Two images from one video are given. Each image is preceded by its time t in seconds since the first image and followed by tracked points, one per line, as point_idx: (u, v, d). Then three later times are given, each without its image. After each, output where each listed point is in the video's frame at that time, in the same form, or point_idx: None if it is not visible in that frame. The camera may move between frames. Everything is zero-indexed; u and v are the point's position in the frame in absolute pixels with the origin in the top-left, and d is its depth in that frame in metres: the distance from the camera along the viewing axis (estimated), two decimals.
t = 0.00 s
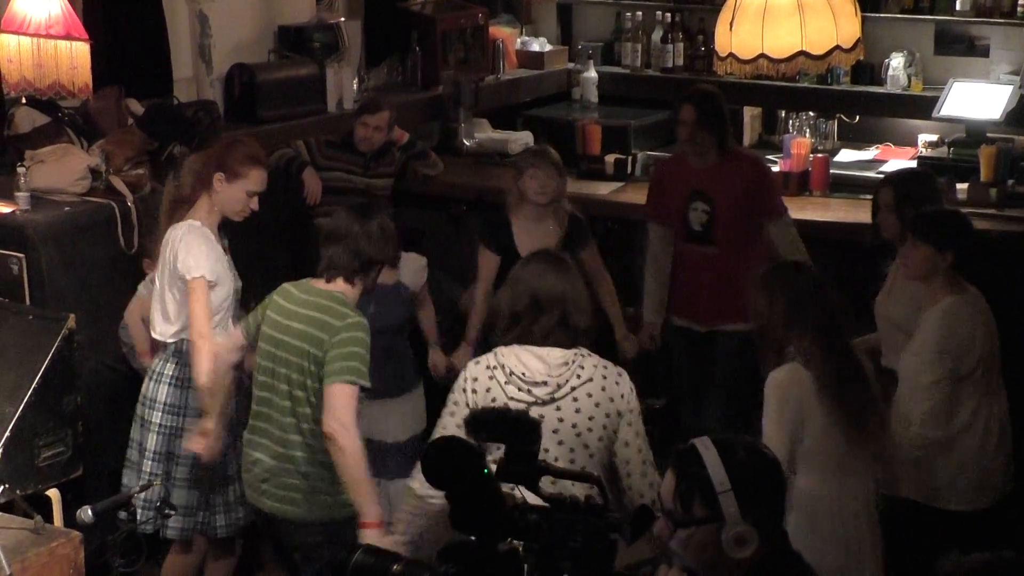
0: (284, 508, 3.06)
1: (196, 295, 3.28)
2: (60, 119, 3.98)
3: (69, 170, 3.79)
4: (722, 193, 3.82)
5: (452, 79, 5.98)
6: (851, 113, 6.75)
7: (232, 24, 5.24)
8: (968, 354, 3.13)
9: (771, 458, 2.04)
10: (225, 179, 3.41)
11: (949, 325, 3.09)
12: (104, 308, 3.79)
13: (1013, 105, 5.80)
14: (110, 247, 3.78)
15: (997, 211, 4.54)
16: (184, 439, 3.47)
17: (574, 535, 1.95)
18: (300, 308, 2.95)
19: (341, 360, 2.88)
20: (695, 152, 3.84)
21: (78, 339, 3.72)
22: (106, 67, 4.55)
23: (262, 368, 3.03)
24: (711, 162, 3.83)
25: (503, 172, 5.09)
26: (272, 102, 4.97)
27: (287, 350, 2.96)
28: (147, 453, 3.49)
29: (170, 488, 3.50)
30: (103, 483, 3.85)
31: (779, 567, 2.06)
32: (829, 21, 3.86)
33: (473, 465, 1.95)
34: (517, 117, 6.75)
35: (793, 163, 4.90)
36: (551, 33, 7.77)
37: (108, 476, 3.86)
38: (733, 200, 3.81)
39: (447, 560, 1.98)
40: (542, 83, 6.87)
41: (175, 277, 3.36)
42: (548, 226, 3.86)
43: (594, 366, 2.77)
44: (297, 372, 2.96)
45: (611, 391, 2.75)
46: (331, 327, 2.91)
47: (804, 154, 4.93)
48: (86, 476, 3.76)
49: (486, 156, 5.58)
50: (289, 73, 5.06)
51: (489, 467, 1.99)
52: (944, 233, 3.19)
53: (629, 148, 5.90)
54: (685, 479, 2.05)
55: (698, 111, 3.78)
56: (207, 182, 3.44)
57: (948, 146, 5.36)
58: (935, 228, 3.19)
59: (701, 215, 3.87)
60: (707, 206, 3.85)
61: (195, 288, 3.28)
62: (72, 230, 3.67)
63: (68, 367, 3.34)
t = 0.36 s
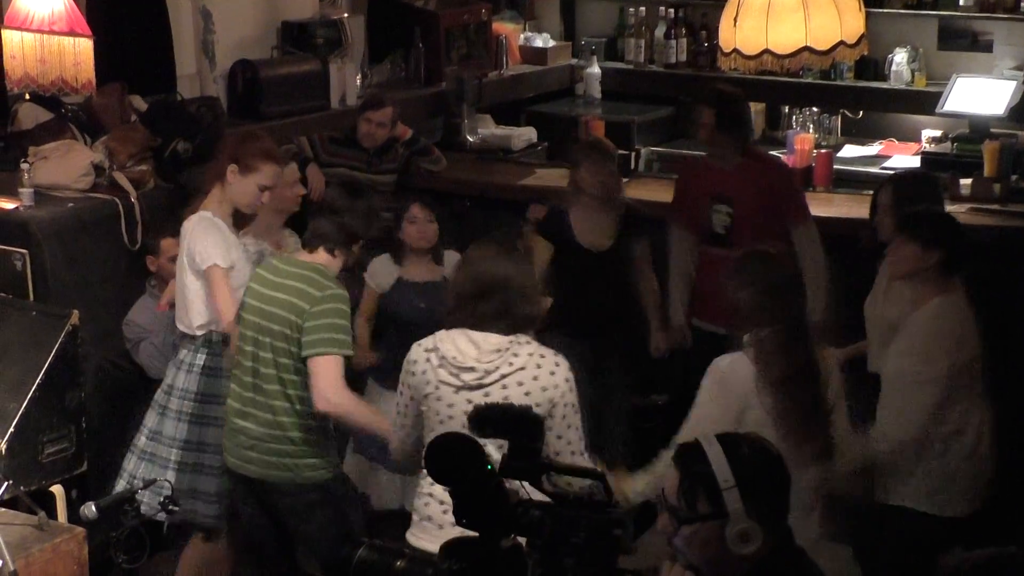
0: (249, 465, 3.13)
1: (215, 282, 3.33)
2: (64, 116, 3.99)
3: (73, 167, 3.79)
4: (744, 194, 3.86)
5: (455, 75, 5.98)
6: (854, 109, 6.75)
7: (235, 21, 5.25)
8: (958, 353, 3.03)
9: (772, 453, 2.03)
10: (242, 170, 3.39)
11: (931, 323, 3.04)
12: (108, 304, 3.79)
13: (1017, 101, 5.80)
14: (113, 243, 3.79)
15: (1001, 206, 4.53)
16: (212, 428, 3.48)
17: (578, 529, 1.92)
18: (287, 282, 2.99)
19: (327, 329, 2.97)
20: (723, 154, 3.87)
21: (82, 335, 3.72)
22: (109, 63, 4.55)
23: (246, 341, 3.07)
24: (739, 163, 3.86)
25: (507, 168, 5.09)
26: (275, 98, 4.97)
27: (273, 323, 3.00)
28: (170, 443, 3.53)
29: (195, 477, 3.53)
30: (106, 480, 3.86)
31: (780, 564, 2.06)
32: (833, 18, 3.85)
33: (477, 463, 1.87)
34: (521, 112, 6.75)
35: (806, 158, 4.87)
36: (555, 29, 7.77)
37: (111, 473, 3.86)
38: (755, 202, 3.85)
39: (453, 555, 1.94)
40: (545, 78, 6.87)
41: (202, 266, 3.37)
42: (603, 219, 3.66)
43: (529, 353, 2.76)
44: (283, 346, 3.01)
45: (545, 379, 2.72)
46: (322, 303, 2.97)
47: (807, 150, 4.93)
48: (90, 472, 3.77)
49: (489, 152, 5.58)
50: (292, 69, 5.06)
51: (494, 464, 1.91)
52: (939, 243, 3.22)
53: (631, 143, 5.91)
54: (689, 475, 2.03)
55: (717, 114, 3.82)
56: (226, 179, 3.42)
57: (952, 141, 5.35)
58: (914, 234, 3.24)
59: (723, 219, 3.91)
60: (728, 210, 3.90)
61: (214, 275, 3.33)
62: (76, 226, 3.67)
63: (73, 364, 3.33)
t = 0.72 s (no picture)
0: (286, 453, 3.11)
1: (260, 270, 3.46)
2: (66, 112, 3.99)
3: (75, 163, 3.79)
4: (779, 189, 3.75)
5: (457, 72, 5.98)
6: (856, 106, 6.75)
7: (237, 18, 5.25)
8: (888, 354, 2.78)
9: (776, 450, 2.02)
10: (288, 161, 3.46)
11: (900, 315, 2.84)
12: (110, 301, 3.80)
13: (1018, 98, 5.80)
14: (115, 239, 3.79)
15: (1003, 203, 4.53)
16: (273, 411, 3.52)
17: (580, 525, 1.90)
18: (295, 273, 2.97)
19: (333, 317, 2.93)
20: (762, 149, 3.73)
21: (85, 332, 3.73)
22: (111, 60, 4.55)
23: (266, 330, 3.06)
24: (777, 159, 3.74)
25: (509, 165, 5.10)
26: (277, 95, 4.98)
27: (286, 311, 2.98)
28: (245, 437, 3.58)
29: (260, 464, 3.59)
30: (109, 476, 3.86)
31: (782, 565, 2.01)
32: (836, 15, 3.86)
33: (477, 460, 1.86)
34: (522, 109, 6.75)
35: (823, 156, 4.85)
36: (556, 26, 7.78)
37: (114, 469, 3.86)
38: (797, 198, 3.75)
39: (455, 551, 1.92)
40: (548, 76, 6.88)
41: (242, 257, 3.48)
42: (640, 212, 3.51)
43: (488, 344, 2.68)
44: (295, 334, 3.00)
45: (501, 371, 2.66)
46: (331, 289, 2.93)
47: (810, 147, 4.93)
48: (93, 469, 3.77)
49: (491, 149, 5.59)
50: (294, 66, 5.06)
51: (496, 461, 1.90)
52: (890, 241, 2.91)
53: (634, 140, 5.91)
54: (690, 471, 2.00)
55: (757, 113, 3.66)
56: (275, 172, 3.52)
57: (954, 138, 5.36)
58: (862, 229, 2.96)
59: (762, 217, 3.77)
60: (768, 206, 3.76)
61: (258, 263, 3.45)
62: (78, 222, 3.67)
63: (75, 360, 3.33)
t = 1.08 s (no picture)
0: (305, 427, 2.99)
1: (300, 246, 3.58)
2: (67, 108, 3.98)
3: (76, 160, 3.79)
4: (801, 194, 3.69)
5: (458, 68, 5.98)
6: (858, 101, 6.74)
7: (238, 14, 5.24)
8: (818, 339, 2.78)
9: (778, 446, 2.00)
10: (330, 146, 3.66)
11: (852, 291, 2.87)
12: (112, 297, 3.80)
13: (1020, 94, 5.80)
14: (117, 236, 3.79)
15: (1004, 199, 4.53)
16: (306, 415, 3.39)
17: (582, 522, 1.88)
18: (308, 250, 2.97)
19: (333, 290, 2.87)
20: (788, 152, 3.69)
21: (86, 328, 3.73)
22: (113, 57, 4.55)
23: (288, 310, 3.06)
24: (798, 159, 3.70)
25: (512, 161, 5.10)
26: (279, 91, 4.97)
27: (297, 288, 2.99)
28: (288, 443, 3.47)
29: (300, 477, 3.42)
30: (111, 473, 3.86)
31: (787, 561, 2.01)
32: (838, 11, 3.85)
33: (476, 455, 1.89)
34: (523, 105, 6.75)
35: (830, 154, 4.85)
36: (557, 22, 7.77)
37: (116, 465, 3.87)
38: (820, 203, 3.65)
39: (456, 547, 1.94)
40: (549, 72, 6.88)
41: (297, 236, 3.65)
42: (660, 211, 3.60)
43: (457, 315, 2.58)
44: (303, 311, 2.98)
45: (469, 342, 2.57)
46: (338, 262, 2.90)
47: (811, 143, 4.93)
48: (95, 465, 3.77)
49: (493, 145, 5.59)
50: (295, 62, 5.05)
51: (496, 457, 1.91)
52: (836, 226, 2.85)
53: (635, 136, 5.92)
54: (693, 469, 2.01)
55: (778, 111, 3.65)
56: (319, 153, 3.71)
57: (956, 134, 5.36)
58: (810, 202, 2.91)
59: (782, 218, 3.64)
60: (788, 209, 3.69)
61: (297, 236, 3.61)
62: (79, 218, 3.67)
63: (77, 356, 3.33)
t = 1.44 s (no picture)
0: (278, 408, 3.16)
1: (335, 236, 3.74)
2: (71, 106, 3.99)
3: (79, 157, 3.79)
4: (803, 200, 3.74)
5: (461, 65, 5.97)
6: (861, 99, 6.73)
7: (241, 11, 5.24)
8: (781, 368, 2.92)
9: (782, 445, 1.99)
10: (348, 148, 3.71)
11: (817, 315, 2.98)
12: (115, 293, 3.80)
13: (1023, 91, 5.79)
14: (121, 233, 3.79)
15: (1007, 197, 4.53)
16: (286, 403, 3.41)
17: (584, 519, 1.87)
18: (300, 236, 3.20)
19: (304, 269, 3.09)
20: (785, 156, 3.76)
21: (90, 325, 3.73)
22: (116, 54, 4.55)
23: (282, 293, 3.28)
24: (792, 162, 3.76)
25: (515, 159, 5.10)
26: (282, 88, 4.97)
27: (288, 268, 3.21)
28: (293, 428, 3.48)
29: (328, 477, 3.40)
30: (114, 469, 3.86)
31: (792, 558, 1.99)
32: (840, 8, 3.84)
33: (481, 453, 1.88)
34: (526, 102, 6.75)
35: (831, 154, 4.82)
36: (560, 19, 7.77)
37: (119, 462, 3.87)
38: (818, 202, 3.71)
39: (459, 544, 1.91)
40: (552, 69, 6.87)
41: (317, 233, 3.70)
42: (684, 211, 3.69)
43: (385, 316, 2.72)
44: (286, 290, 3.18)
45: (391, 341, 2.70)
46: (313, 248, 3.13)
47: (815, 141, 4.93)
48: (98, 462, 3.77)
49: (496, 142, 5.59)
50: (298, 59, 5.06)
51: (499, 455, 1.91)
52: (800, 247, 2.96)
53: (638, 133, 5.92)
54: (696, 467, 2.00)
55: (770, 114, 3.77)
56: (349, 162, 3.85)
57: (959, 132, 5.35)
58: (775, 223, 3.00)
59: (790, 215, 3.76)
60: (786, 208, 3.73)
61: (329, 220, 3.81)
62: (82, 215, 3.67)
63: (80, 353, 3.33)
